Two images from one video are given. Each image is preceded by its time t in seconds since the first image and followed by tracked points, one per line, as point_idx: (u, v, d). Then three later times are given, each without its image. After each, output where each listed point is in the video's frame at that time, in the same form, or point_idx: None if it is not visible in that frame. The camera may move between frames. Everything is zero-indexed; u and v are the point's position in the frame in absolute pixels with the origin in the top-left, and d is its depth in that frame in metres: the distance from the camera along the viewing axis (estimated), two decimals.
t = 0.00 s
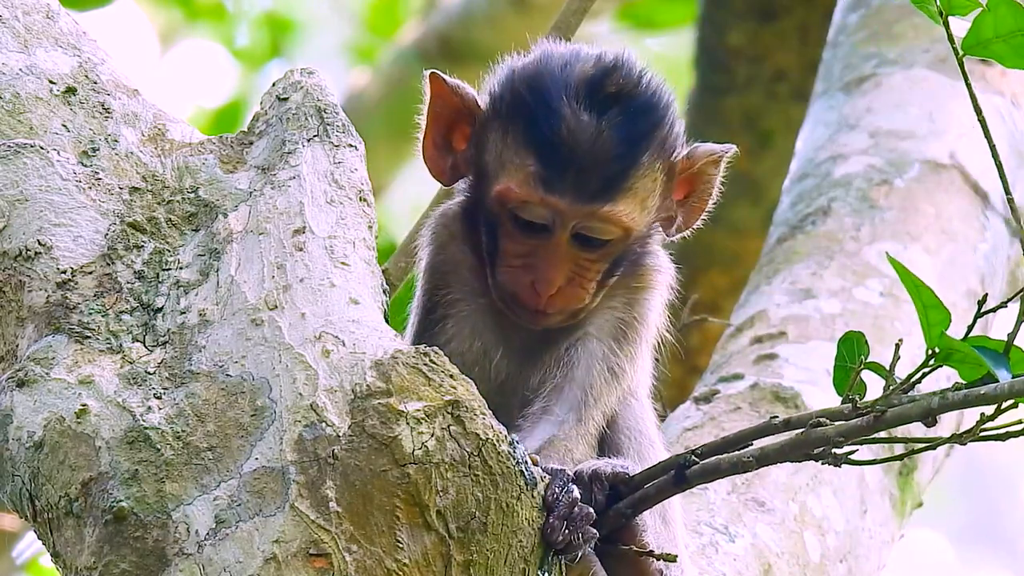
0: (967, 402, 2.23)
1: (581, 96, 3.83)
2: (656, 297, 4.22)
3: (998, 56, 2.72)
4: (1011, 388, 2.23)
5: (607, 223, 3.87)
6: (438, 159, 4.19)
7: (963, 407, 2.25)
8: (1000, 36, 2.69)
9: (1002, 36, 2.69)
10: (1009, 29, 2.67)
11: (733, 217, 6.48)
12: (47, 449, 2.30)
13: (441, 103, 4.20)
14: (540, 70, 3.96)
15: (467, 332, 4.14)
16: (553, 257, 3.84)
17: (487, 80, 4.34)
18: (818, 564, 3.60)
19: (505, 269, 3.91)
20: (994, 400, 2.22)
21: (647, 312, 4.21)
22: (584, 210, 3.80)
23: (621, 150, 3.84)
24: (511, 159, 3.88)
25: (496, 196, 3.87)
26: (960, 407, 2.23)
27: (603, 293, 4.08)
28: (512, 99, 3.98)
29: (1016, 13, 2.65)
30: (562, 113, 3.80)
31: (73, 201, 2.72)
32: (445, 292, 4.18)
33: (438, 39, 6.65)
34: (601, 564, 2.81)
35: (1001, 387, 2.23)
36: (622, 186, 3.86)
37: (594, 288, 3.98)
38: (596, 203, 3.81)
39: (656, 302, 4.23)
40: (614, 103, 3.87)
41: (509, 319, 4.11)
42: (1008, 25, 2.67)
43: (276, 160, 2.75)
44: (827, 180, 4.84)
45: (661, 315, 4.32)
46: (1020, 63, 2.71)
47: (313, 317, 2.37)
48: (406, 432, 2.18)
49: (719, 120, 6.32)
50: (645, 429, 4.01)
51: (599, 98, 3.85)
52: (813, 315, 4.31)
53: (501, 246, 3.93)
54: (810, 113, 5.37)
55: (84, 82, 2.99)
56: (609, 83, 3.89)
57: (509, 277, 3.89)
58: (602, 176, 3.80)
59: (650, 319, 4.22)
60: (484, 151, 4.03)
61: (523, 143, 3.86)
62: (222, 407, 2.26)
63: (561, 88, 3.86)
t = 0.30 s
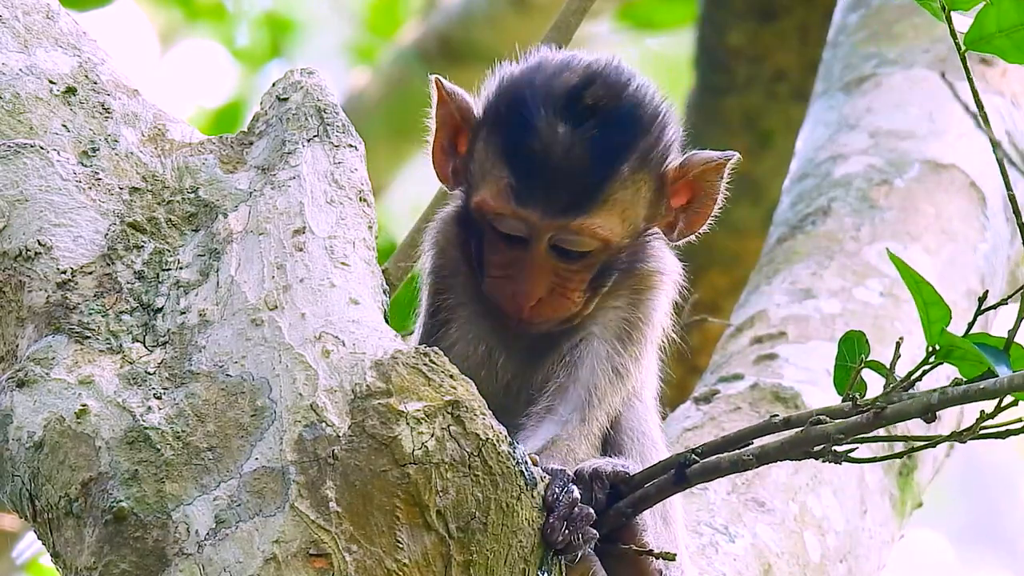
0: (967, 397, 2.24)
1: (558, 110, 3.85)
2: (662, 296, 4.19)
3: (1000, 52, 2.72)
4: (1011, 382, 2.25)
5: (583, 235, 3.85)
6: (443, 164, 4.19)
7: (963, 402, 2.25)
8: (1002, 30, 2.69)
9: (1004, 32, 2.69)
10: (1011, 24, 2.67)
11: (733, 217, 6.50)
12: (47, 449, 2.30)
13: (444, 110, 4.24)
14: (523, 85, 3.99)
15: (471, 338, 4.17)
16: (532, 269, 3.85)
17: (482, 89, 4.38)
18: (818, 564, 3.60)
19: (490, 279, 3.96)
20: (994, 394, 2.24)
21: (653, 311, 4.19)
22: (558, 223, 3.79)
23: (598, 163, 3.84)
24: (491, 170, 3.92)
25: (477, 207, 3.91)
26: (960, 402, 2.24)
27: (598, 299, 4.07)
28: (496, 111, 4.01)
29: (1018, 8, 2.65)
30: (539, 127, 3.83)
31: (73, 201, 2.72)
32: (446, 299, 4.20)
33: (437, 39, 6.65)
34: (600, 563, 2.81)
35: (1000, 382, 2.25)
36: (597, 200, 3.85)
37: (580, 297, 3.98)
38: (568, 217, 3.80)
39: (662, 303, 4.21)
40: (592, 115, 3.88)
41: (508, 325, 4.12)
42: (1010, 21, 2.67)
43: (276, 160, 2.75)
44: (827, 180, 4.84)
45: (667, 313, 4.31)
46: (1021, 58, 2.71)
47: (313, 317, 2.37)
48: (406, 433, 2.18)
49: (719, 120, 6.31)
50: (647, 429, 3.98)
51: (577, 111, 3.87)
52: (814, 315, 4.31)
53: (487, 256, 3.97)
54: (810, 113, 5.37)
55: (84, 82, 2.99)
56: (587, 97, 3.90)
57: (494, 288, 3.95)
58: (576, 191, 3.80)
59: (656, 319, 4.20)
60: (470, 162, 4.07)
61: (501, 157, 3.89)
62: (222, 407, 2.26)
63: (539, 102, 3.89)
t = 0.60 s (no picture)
0: (969, 397, 2.22)
1: (525, 114, 3.88)
2: (657, 290, 4.22)
3: (1002, 51, 2.71)
4: (1014, 382, 2.24)
5: (561, 234, 3.89)
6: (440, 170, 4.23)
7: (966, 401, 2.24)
8: (1003, 30, 2.69)
9: (1005, 32, 2.69)
10: (1012, 23, 2.67)
11: (733, 218, 6.47)
12: (47, 449, 2.30)
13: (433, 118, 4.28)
14: (492, 91, 4.02)
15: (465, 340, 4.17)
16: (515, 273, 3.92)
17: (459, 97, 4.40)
18: (818, 564, 3.60)
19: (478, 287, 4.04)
20: (997, 394, 2.23)
21: (648, 304, 4.20)
22: (532, 226, 3.84)
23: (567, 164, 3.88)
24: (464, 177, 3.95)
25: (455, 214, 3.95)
26: (961, 402, 2.23)
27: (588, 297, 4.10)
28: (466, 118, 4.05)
29: (1019, 7, 2.65)
30: (507, 132, 3.87)
31: (73, 201, 2.72)
32: (440, 299, 4.19)
33: (438, 39, 6.65)
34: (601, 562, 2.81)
35: (1003, 382, 2.24)
36: (570, 200, 3.89)
37: (569, 296, 4.02)
38: (542, 218, 3.84)
39: (657, 295, 4.23)
40: (560, 117, 3.91)
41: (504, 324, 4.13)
42: (1011, 20, 2.67)
43: (276, 160, 2.75)
44: (827, 180, 4.84)
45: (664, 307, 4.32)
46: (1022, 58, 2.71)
47: (313, 317, 2.37)
48: (406, 433, 2.18)
49: (719, 120, 6.31)
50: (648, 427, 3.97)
51: (545, 113, 3.89)
52: (814, 316, 4.31)
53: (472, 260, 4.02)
54: (810, 113, 5.37)
55: (84, 82, 2.99)
56: (555, 98, 3.92)
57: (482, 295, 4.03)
58: (547, 193, 3.84)
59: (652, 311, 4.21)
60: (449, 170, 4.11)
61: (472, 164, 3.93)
62: (222, 407, 2.26)
63: (507, 106, 3.92)
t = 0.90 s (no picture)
0: (975, 390, 2.24)
1: (489, 121, 3.91)
2: (644, 282, 4.24)
3: (1007, 44, 2.72)
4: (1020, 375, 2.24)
5: (535, 239, 3.91)
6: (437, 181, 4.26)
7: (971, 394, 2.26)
8: (1008, 24, 2.69)
9: (1011, 24, 2.69)
10: (1016, 17, 2.68)
11: (734, 217, 6.47)
12: (47, 449, 2.30)
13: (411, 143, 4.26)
14: (455, 100, 4.04)
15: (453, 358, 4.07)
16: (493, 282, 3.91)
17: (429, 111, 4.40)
18: (818, 564, 3.60)
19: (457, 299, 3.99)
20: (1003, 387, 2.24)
21: (636, 296, 4.21)
22: (505, 232, 3.86)
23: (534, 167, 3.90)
24: (435, 190, 3.98)
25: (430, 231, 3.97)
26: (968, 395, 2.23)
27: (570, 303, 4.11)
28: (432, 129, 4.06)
29: None
30: (472, 141, 3.89)
31: (73, 201, 2.72)
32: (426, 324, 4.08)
33: (437, 39, 6.66)
34: (602, 559, 2.81)
35: (1009, 375, 2.24)
36: (541, 203, 3.92)
37: (551, 302, 4.02)
38: (514, 224, 3.86)
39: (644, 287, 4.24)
40: (525, 121, 3.92)
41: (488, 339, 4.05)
42: (1016, 14, 2.67)
43: (276, 160, 2.75)
44: (827, 180, 4.84)
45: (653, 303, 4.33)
46: None
47: (313, 317, 2.37)
48: (406, 432, 2.18)
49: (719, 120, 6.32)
50: (648, 424, 3.96)
51: (509, 119, 3.91)
52: (814, 315, 4.31)
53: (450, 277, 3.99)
54: (810, 113, 5.38)
55: (84, 82, 2.99)
56: (518, 103, 3.93)
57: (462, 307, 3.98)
58: (516, 198, 3.87)
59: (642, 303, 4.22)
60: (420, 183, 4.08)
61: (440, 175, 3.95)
62: (222, 407, 2.26)
63: (471, 115, 3.94)
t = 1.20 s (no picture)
0: (969, 378, 2.24)
1: (464, 133, 3.93)
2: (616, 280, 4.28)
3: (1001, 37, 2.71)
4: (1013, 364, 2.25)
5: (514, 249, 3.93)
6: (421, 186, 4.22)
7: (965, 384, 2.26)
8: (1001, 15, 2.69)
9: (1003, 15, 2.69)
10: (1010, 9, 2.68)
11: (734, 217, 6.53)
12: (47, 449, 2.30)
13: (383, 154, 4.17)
14: (427, 114, 4.06)
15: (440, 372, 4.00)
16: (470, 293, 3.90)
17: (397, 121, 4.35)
18: (818, 564, 3.60)
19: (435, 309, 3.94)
20: (997, 376, 2.24)
21: (608, 292, 4.22)
22: (484, 244, 3.88)
23: (511, 178, 3.94)
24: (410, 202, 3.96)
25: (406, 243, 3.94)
26: (962, 385, 2.24)
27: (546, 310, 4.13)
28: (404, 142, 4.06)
29: None
30: (448, 153, 3.91)
31: (73, 201, 2.72)
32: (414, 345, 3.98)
33: (438, 39, 6.67)
34: (601, 556, 2.81)
35: (1003, 364, 2.25)
36: (519, 213, 3.95)
37: (524, 310, 4.03)
38: (493, 235, 3.88)
39: (615, 285, 4.26)
40: (500, 131, 3.97)
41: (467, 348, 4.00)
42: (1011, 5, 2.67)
43: (276, 159, 2.75)
44: (827, 180, 4.84)
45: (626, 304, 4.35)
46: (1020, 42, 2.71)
47: (313, 317, 2.37)
48: (406, 432, 2.18)
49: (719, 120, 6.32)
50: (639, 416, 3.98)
51: (484, 129, 3.96)
52: (814, 315, 4.31)
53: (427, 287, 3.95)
54: (810, 113, 5.38)
55: (84, 82, 2.99)
56: (493, 115, 3.99)
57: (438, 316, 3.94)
58: (494, 208, 3.89)
59: (614, 300, 4.24)
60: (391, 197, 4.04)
61: (415, 187, 3.94)
62: (222, 407, 2.26)
63: (446, 126, 3.96)
